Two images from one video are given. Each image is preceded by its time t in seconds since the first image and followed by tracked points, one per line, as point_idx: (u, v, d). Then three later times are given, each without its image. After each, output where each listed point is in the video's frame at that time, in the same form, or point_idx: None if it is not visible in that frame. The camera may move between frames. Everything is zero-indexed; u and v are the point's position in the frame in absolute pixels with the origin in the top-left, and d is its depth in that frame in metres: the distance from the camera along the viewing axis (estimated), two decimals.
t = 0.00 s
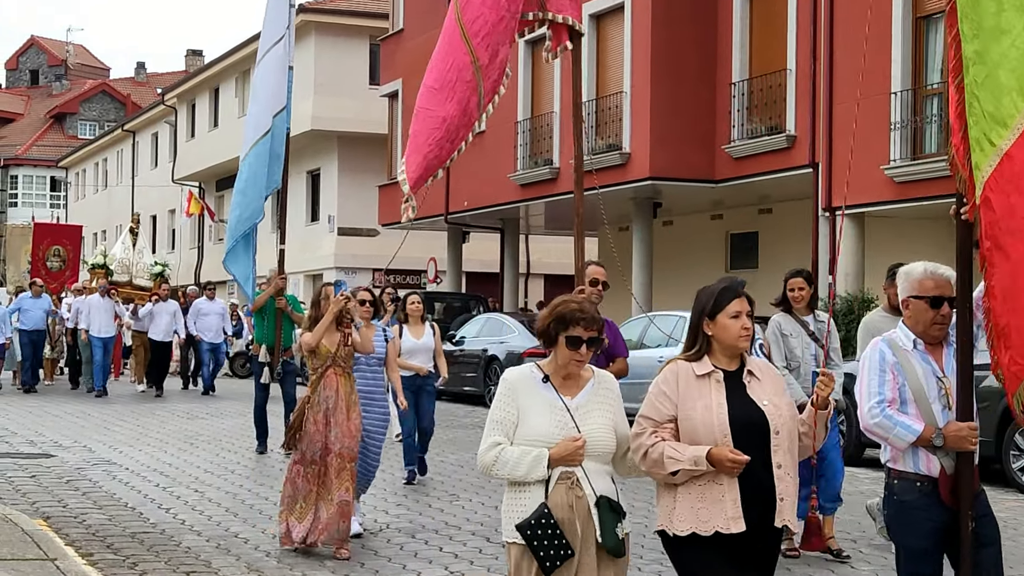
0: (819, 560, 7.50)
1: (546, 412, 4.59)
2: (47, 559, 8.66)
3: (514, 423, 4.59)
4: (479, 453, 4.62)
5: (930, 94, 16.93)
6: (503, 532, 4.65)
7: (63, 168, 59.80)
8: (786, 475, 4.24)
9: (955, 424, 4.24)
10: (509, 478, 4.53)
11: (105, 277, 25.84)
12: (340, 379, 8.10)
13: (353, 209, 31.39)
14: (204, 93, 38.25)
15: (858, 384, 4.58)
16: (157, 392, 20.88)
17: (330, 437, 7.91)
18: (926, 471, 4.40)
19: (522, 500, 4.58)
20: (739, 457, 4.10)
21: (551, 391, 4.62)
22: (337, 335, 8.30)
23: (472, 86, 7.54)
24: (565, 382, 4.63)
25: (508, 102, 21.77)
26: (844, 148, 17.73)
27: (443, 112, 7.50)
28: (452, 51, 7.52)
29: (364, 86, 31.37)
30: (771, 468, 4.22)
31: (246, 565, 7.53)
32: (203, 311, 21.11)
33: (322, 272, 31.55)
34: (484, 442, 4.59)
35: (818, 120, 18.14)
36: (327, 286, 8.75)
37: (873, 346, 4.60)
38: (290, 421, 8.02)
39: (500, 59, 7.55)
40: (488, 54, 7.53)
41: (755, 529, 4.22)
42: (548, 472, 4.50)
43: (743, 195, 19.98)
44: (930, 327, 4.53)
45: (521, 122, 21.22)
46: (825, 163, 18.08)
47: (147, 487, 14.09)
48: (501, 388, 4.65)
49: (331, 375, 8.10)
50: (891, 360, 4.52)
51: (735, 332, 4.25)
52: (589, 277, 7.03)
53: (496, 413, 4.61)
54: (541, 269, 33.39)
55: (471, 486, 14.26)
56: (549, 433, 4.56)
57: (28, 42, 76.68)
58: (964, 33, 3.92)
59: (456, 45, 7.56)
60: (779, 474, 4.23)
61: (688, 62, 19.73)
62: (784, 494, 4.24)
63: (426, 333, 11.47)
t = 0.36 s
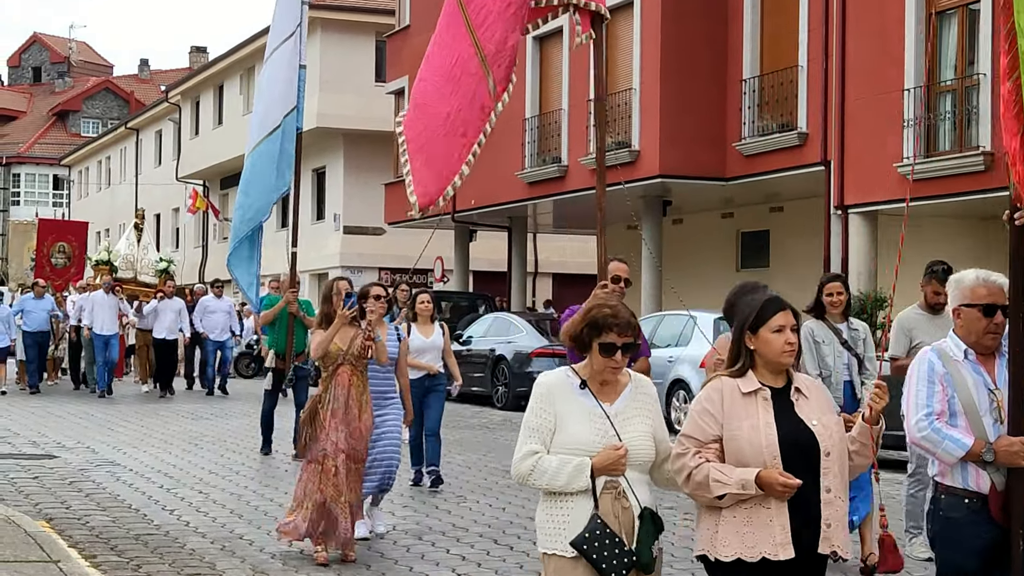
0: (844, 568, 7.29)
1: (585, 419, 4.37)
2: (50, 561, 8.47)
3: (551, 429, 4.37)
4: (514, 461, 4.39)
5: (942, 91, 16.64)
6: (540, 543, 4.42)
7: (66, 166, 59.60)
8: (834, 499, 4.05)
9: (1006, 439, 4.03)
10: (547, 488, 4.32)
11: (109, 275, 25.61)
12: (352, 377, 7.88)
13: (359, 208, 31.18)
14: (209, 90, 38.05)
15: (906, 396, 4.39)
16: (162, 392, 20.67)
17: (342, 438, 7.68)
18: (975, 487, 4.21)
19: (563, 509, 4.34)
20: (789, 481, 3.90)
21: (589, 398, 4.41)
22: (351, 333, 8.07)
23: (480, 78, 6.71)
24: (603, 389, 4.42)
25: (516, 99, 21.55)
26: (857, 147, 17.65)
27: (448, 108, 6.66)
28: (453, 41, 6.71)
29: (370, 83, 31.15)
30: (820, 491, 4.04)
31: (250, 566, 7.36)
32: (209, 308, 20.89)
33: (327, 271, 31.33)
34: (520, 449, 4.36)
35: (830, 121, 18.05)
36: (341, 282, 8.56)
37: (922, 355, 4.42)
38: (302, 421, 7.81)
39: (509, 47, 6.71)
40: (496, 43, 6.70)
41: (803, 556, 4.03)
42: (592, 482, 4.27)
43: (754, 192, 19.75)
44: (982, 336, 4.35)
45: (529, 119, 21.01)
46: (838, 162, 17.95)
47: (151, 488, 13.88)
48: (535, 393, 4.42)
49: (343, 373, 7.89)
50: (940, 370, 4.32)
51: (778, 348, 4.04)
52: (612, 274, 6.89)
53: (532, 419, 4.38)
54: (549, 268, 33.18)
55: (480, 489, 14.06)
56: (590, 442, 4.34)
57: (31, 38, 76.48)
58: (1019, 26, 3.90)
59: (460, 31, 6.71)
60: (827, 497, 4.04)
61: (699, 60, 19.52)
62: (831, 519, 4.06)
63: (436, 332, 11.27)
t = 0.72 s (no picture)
0: None
1: (622, 436, 4.20)
2: (56, 561, 8.38)
3: (588, 448, 4.19)
4: (550, 482, 4.21)
5: (953, 88, 16.45)
6: (576, 565, 4.23)
7: (70, 165, 59.53)
8: (876, 501, 3.93)
9: None
10: (588, 509, 4.14)
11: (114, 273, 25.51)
12: (363, 385, 7.48)
13: (365, 206, 31.05)
14: (213, 88, 37.91)
15: (954, 400, 4.51)
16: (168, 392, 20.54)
17: (351, 447, 7.29)
18: None
19: (605, 529, 4.16)
20: (837, 485, 3.77)
21: (624, 413, 4.25)
22: (362, 340, 7.68)
23: (486, 65, 7.27)
24: (636, 404, 4.27)
25: (523, 95, 21.44)
26: (866, 144, 17.50)
27: (455, 92, 7.27)
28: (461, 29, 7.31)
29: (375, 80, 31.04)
30: (863, 494, 3.91)
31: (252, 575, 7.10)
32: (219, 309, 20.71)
33: (334, 269, 31.20)
34: (558, 470, 4.18)
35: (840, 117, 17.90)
36: (353, 287, 8.22)
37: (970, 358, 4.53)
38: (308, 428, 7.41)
39: (516, 36, 7.27)
40: (503, 31, 7.29)
41: (846, 562, 3.89)
42: (636, 501, 4.12)
43: (764, 190, 19.60)
44: None
45: (536, 116, 20.88)
46: (848, 160, 17.77)
47: (155, 488, 13.73)
48: (568, 410, 4.24)
49: (353, 381, 7.48)
50: (991, 375, 4.45)
51: (818, 346, 3.92)
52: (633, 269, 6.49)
53: (567, 438, 4.20)
54: (556, 266, 33.07)
55: (487, 490, 13.93)
56: (630, 460, 4.18)
57: (35, 35, 76.37)
58: None
59: (467, 21, 7.30)
60: (870, 500, 3.91)
61: (708, 56, 19.42)
62: (874, 522, 3.93)
63: (446, 335, 11.06)
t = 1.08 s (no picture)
0: None
1: (658, 433, 4.05)
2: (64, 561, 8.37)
3: (623, 447, 4.03)
4: (583, 483, 4.04)
5: (965, 85, 16.33)
6: (609, 566, 4.09)
7: (73, 163, 59.41)
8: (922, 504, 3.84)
9: None
10: (623, 511, 3.99)
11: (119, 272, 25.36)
12: (369, 388, 7.29)
13: (371, 204, 30.91)
14: (218, 85, 37.79)
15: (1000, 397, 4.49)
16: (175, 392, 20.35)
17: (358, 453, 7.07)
18: None
19: (640, 532, 4.01)
20: (879, 485, 3.73)
21: (659, 410, 4.10)
22: (368, 341, 7.47)
23: (483, 63, 7.07)
24: (671, 400, 4.13)
25: (531, 92, 21.29)
26: (878, 142, 17.35)
27: (451, 88, 7.13)
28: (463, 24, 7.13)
29: (382, 76, 31.00)
30: (909, 495, 3.83)
31: None
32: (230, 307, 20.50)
33: (339, 269, 31.08)
34: (592, 471, 4.01)
35: (850, 112, 17.72)
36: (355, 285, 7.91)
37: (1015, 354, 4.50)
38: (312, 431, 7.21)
39: (517, 32, 7.05)
40: (503, 28, 7.07)
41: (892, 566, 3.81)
42: (673, 502, 3.97)
43: (774, 187, 19.44)
44: None
45: (544, 114, 20.74)
46: (859, 157, 17.60)
47: (160, 489, 13.58)
48: (600, 407, 4.08)
49: (360, 383, 7.29)
50: None
51: (859, 344, 3.86)
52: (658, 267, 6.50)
53: (601, 437, 4.03)
54: (564, 264, 32.93)
55: (495, 490, 13.79)
56: (666, 459, 4.03)
57: (39, 33, 76.28)
58: None
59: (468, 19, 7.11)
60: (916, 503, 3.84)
61: (717, 52, 19.26)
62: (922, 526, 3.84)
63: (455, 331, 10.86)
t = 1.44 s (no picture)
0: None
1: (704, 435, 4.04)
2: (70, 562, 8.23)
3: (667, 448, 4.02)
4: (624, 482, 4.04)
5: (979, 81, 16.18)
6: (643, 567, 4.11)
7: (79, 159, 59.33)
8: (978, 529, 3.72)
9: None
10: (663, 515, 3.98)
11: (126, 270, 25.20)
12: (384, 381, 7.13)
13: (378, 201, 30.74)
14: (225, 82, 37.65)
15: None
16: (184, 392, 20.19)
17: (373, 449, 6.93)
18: None
19: (679, 536, 4.02)
20: (936, 507, 3.58)
21: (708, 412, 4.09)
22: (381, 336, 7.32)
23: (475, 54, 6.59)
24: (720, 402, 4.12)
25: (540, 88, 21.13)
26: (890, 138, 17.16)
27: (445, 80, 6.76)
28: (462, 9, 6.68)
29: (389, 74, 30.87)
30: (964, 518, 3.71)
31: None
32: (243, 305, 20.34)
33: (347, 267, 30.95)
34: (634, 471, 4.01)
35: (862, 108, 17.55)
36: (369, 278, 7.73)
37: None
38: (325, 427, 7.00)
39: (512, 20, 6.47)
40: (496, 17, 6.51)
41: None
42: (715, 510, 3.96)
43: (785, 185, 19.26)
44: None
45: (553, 111, 20.59)
46: (871, 154, 17.41)
47: (165, 489, 13.42)
48: (647, 404, 4.07)
49: (375, 377, 7.14)
50: None
51: (917, 357, 3.76)
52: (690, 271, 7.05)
53: (646, 435, 4.03)
54: (573, 263, 32.76)
55: (503, 491, 13.61)
56: (710, 465, 4.01)
57: (44, 30, 76.33)
58: None
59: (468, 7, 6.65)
60: (972, 526, 3.72)
61: (728, 49, 19.13)
62: (977, 550, 3.72)
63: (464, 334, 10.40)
